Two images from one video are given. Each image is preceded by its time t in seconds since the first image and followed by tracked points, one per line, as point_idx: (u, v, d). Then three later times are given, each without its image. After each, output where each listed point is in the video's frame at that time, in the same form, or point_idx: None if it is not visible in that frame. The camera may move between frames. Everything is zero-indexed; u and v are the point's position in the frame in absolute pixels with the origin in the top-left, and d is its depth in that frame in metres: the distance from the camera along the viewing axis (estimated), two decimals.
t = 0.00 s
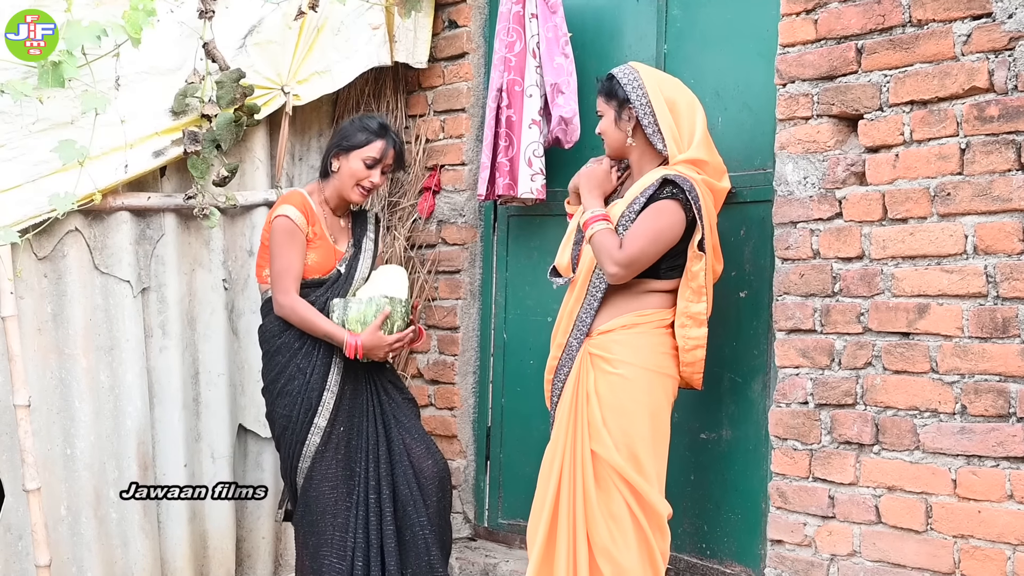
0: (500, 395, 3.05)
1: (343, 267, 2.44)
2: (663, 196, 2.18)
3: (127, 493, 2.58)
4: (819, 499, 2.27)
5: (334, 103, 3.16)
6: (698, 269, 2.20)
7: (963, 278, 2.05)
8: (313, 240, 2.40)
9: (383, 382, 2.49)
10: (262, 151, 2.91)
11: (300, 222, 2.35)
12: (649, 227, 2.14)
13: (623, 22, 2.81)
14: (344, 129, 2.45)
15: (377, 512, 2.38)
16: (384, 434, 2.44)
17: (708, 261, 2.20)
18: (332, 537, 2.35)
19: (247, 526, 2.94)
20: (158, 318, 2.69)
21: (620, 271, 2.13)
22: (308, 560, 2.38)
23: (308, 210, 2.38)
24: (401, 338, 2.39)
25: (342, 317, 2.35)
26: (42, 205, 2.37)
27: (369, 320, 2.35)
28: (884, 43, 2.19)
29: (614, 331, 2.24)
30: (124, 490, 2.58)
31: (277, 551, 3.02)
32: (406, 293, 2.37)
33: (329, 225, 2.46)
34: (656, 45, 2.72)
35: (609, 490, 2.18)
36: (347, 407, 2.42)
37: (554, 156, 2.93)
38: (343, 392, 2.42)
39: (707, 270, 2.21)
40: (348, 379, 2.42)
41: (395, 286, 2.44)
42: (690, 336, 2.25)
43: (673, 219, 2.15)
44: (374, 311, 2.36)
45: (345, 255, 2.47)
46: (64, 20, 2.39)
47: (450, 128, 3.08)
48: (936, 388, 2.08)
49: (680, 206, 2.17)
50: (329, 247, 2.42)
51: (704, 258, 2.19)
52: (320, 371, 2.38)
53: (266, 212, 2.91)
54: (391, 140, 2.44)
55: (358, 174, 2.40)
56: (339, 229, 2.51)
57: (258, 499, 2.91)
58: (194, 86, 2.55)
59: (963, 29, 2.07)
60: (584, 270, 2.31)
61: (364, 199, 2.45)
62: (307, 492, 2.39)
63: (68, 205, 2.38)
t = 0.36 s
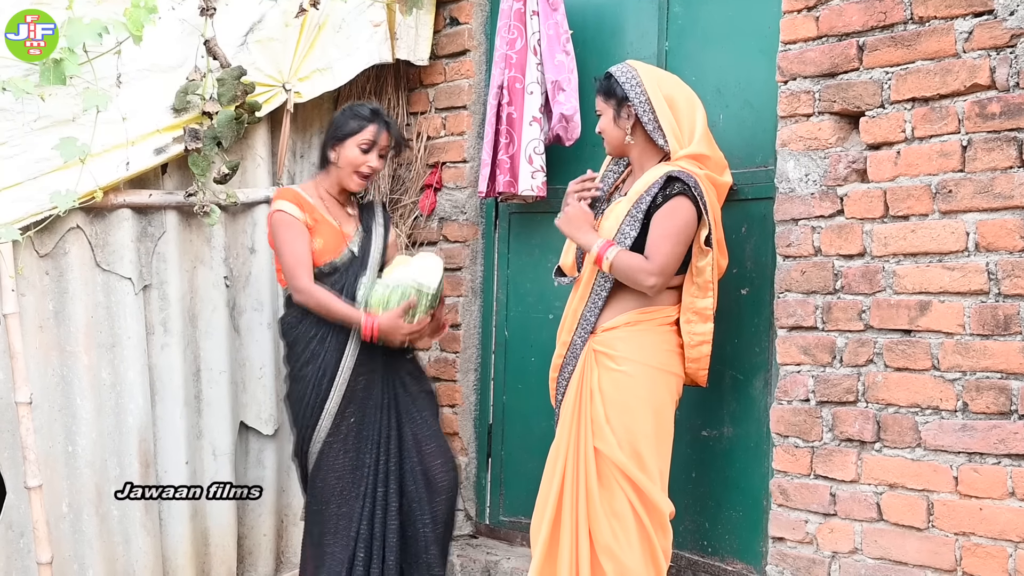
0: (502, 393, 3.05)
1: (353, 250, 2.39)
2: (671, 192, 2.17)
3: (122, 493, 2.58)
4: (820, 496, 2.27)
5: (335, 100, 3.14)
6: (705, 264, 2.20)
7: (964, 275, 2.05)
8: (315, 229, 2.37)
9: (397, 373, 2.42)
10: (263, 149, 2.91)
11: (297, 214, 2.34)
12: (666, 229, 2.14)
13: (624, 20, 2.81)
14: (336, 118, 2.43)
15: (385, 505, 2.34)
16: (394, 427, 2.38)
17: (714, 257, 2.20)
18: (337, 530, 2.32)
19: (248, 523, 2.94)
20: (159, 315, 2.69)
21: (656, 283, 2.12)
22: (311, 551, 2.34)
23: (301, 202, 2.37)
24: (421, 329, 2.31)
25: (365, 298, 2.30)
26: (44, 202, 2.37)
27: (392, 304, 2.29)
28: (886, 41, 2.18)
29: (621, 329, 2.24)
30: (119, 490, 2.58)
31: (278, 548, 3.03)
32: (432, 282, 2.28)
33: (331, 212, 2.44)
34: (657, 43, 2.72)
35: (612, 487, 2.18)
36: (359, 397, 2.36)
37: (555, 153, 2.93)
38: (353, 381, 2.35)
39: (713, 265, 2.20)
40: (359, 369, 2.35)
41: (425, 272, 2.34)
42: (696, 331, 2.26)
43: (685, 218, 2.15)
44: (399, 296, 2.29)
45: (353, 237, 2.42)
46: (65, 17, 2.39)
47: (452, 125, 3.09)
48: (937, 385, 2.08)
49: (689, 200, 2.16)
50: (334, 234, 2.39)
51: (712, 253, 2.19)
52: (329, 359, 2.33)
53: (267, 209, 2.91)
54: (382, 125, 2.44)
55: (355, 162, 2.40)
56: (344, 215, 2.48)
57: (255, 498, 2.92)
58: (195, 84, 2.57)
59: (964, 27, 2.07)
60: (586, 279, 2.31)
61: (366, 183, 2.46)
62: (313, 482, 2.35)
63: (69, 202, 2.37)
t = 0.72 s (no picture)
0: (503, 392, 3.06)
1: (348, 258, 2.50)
2: (670, 189, 2.17)
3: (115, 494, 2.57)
4: (821, 495, 2.26)
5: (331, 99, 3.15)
6: (704, 259, 2.21)
7: (965, 274, 2.05)
8: (310, 253, 2.49)
9: (424, 385, 2.53)
10: (264, 147, 2.92)
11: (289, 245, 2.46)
12: (669, 228, 2.14)
13: (624, 18, 2.82)
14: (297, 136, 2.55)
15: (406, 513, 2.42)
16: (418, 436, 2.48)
17: (714, 251, 2.21)
18: (360, 535, 2.43)
19: (250, 522, 2.96)
20: (160, 313, 2.69)
21: (673, 286, 2.13)
22: (333, 552, 2.48)
23: (289, 232, 2.49)
24: (422, 296, 2.41)
25: (363, 292, 2.43)
26: (44, 200, 2.36)
27: (388, 287, 2.42)
28: (886, 39, 2.18)
29: (622, 327, 2.24)
30: (114, 490, 2.58)
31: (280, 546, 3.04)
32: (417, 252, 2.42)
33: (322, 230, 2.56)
34: (657, 41, 2.73)
35: (614, 485, 2.18)
36: (385, 407, 2.48)
37: (556, 152, 2.93)
38: (377, 392, 2.47)
39: (713, 260, 2.21)
40: (384, 379, 2.48)
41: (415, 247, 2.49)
42: (696, 327, 2.25)
43: (687, 215, 2.14)
44: (389, 278, 2.42)
45: (348, 246, 2.53)
46: (65, 15, 2.39)
47: (452, 123, 3.10)
48: (938, 383, 2.08)
49: (690, 197, 2.15)
50: (326, 249, 2.50)
51: (710, 248, 2.20)
52: (348, 372, 2.47)
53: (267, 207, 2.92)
54: (347, 125, 2.58)
55: (335, 166, 2.53)
56: (340, 226, 2.60)
57: (250, 499, 2.93)
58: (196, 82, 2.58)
59: (965, 25, 2.07)
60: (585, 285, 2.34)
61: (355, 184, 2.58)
62: (338, 488, 2.50)
63: (69, 200, 2.37)
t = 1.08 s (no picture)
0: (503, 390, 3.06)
1: (364, 250, 2.51)
2: (660, 183, 2.17)
3: (110, 494, 2.57)
4: (822, 493, 2.26)
5: (336, 93, 3.13)
6: (694, 254, 2.21)
7: (965, 272, 2.05)
8: (324, 237, 2.50)
9: (423, 385, 2.53)
10: (264, 145, 2.92)
11: (305, 224, 2.47)
12: (661, 225, 2.14)
13: (625, 16, 2.82)
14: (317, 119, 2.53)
15: (402, 512, 2.43)
16: (416, 436, 2.49)
17: (707, 247, 2.21)
18: (356, 532, 2.43)
19: (251, 520, 2.96)
20: (161, 311, 2.69)
21: (670, 284, 2.12)
22: (332, 550, 2.48)
23: (309, 211, 2.50)
24: (429, 301, 2.39)
25: (371, 287, 2.42)
26: (44, 199, 2.36)
27: (397, 287, 2.41)
28: (887, 37, 2.18)
29: (617, 324, 2.25)
30: (108, 490, 2.57)
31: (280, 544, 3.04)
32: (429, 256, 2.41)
33: (342, 216, 2.56)
34: (658, 39, 2.73)
35: (610, 484, 2.18)
36: (384, 404, 2.48)
37: (557, 150, 2.93)
38: (376, 390, 2.47)
39: (706, 255, 2.21)
40: (383, 377, 2.48)
41: (428, 253, 2.47)
42: (690, 321, 2.26)
43: (678, 210, 2.14)
44: (401, 277, 2.41)
45: (363, 238, 2.53)
46: (66, 13, 2.38)
47: (453, 121, 3.10)
48: (939, 381, 2.08)
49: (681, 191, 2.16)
50: (342, 237, 2.51)
51: (700, 242, 2.19)
52: (348, 368, 2.47)
53: (268, 205, 2.91)
54: (369, 108, 2.55)
55: (357, 151, 2.51)
56: (358, 215, 2.60)
57: (246, 498, 2.93)
58: (196, 80, 2.58)
59: (965, 23, 2.06)
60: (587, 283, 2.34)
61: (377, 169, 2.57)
62: (338, 484, 2.50)
63: (70, 198, 2.37)
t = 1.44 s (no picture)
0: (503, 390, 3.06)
1: (360, 241, 2.51)
2: (638, 179, 2.19)
3: (106, 494, 2.55)
4: (822, 492, 2.26)
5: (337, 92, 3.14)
6: (683, 246, 2.22)
7: (965, 271, 2.05)
8: (322, 221, 2.51)
9: (403, 382, 2.52)
10: (264, 144, 2.92)
11: (307, 205, 2.47)
12: (648, 219, 2.14)
13: (625, 15, 2.82)
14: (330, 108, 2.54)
15: (377, 508, 2.44)
16: (392, 432, 2.49)
17: (693, 236, 2.22)
18: (335, 527, 2.44)
19: (251, 520, 2.97)
20: (161, 310, 2.69)
21: (667, 276, 2.11)
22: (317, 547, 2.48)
23: (313, 192, 2.51)
24: (415, 301, 2.40)
25: (360, 279, 2.43)
26: (45, 197, 2.36)
27: (386, 282, 2.42)
28: (886, 36, 2.18)
29: (616, 322, 2.25)
30: (103, 490, 2.55)
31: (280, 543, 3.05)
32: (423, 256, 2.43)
33: (345, 205, 2.56)
34: (658, 38, 2.73)
35: (606, 482, 2.18)
36: (363, 398, 2.48)
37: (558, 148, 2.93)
38: (355, 384, 2.47)
39: (694, 245, 2.22)
40: (365, 372, 2.47)
41: (421, 252, 2.50)
42: (685, 312, 2.26)
43: (662, 200, 2.14)
44: (392, 273, 2.43)
45: (362, 230, 2.53)
46: (66, 12, 2.37)
47: (453, 121, 3.10)
48: (939, 380, 2.08)
49: (660, 184, 2.16)
50: (340, 225, 2.52)
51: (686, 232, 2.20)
52: (329, 360, 2.47)
53: (268, 205, 2.91)
54: (382, 100, 2.56)
55: (368, 141, 2.51)
56: (360, 207, 2.59)
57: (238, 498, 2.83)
58: (196, 79, 2.57)
59: (965, 22, 2.06)
60: (579, 284, 2.30)
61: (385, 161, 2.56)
62: (321, 479, 2.50)
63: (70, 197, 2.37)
